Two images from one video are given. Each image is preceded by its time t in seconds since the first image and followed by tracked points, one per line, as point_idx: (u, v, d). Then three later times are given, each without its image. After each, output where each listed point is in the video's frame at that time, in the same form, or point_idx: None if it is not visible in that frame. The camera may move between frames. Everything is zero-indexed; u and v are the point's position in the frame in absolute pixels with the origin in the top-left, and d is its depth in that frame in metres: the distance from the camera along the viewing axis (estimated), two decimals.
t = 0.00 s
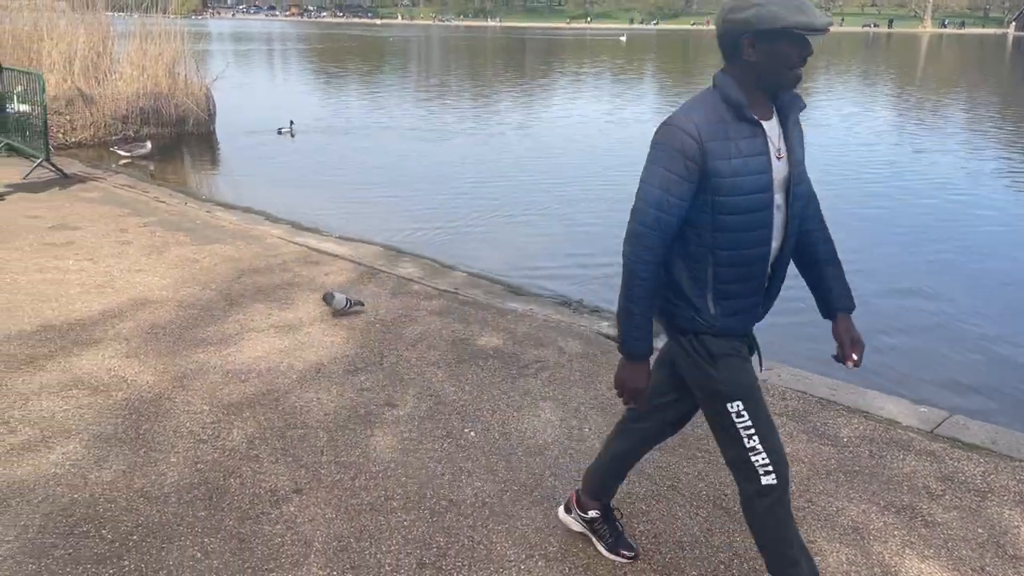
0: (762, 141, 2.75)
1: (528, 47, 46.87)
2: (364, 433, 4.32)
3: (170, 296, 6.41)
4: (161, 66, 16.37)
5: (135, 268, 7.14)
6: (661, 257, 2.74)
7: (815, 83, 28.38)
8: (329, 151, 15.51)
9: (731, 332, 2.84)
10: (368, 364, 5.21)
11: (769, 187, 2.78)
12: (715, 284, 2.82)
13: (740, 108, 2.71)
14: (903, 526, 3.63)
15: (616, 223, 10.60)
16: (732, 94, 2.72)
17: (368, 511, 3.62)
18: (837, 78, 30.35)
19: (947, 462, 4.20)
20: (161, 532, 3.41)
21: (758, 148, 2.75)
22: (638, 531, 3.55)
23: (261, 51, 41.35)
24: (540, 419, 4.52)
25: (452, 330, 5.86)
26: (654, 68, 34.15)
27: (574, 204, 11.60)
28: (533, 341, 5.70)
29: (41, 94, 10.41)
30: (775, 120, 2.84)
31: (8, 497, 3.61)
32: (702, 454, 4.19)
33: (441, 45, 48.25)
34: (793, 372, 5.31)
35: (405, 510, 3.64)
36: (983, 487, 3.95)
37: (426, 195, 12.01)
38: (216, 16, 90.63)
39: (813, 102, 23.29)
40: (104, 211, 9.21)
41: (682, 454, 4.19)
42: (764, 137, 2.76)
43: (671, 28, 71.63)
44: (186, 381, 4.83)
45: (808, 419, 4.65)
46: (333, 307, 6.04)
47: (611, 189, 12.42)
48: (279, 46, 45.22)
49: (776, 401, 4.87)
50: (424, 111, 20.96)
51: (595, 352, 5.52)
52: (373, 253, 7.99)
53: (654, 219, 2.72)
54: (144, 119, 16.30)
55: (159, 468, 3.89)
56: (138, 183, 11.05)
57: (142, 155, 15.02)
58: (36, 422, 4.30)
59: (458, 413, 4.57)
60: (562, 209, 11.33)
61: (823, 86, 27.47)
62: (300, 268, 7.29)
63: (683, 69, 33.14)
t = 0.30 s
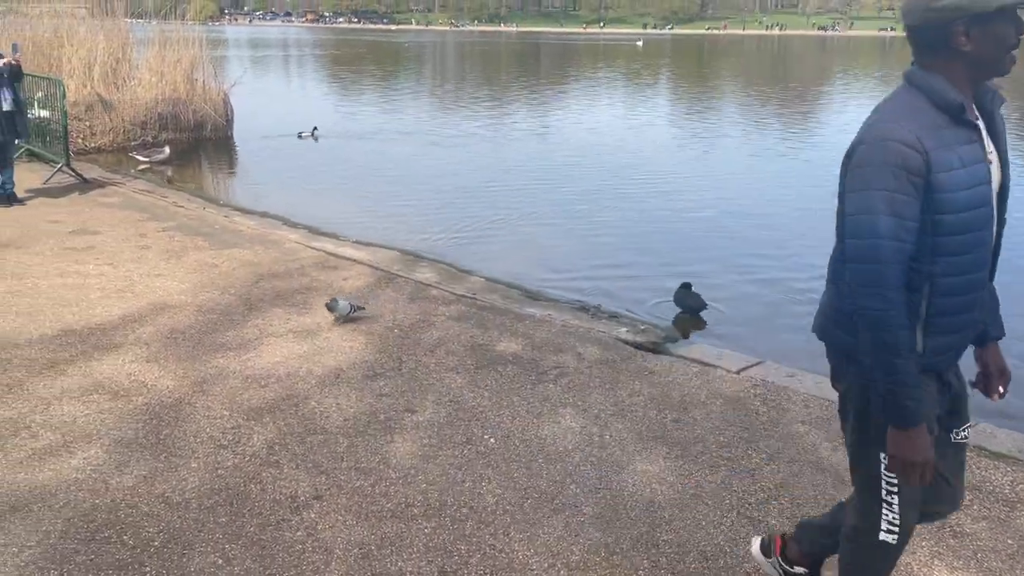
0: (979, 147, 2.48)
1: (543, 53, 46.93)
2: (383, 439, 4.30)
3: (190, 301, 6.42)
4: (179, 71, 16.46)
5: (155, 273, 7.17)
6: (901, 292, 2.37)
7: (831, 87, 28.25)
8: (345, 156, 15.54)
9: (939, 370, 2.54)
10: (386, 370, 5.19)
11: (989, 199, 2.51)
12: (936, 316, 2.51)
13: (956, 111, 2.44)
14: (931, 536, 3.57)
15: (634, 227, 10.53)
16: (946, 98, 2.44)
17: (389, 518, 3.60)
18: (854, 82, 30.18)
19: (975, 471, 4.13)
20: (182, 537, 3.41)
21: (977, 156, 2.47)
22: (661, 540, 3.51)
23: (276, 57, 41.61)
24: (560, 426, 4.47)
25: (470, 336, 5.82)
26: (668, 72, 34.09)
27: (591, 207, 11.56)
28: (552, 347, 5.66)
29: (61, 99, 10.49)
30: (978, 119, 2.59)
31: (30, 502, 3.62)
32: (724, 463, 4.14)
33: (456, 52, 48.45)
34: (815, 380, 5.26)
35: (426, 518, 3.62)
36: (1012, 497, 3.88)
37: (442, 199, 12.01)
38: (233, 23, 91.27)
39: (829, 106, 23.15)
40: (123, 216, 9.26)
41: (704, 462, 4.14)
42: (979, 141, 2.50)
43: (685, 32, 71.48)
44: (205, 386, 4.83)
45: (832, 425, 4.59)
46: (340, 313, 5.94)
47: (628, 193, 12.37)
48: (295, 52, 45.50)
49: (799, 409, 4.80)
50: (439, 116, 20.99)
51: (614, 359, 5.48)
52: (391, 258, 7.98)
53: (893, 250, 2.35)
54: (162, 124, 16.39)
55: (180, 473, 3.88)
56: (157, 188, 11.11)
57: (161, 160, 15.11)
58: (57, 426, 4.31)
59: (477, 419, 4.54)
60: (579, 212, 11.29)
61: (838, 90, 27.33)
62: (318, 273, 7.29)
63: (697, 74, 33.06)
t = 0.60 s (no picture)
0: None
1: (554, 60, 46.94)
2: (396, 451, 4.25)
3: (203, 310, 6.39)
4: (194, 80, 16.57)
5: (169, 281, 7.16)
6: None
7: (845, 93, 28.07)
8: (358, 164, 15.54)
9: None
10: (399, 380, 5.13)
11: None
12: None
13: None
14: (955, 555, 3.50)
15: (648, 234, 10.44)
16: None
17: (402, 533, 3.56)
18: (866, 88, 30.02)
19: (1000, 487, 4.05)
20: (193, 553, 3.38)
21: None
22: (679, 557, 3.45)
23: (290, 65, 41.85)
24: (574, 438, 4.40)
25: (484, 345, 5.75)
26: (680, 79, 34.04)
27: (605, 214, 11.49)
28: (566, 356, 5.57)
29: (77, 108, 10.54)
30: None
31: (42, 516, 3.62)
32: (743, 477, 4.06)
33: (468, 59, 48.58)
34: (833, 393, 5.15)
35: (440, 533, 3.57)
36: None
37: (455, 207, 11.96)
38: (247, 31, 91.90)
39: (843, 112, 22.98)
40: (138, 224, 9.28)
41: (722, 476, 4.07)
42: None
43: (698, 39, 71.35)
44: (218, 397, 4.80)
45: (853, 439, 4.50)
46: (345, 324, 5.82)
47: (641, 200, 12.29)
48: (307, 59, 45.74)
49: (818, 421, 4.71)
50: (451, 123, 20.97)
51: (629, 369, 5.37)
52: (404, 266, 7.94)
53: None
54: (177, 132, 16.46)
55: (192, 486, 3.86)
56: (171, 195, 11.14)
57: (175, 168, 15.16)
58: (70, 437, 4.30)
59: (491, 430, 4.47)
60: (593, 219, 11.23)
61: (852, 96, 27.18)
62: (331, 281, 7.26)
63: (710, 80, 32.97)
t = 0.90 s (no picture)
0: None
1: (561, 66, 46.88)
2: (401, 469, 4.16)
3: (206, 321, 6.31)
4: (201, 87, 16.53)
5: (173, 292, 7.09)
6: None
7: (853, 100, 27.95)
8: (364, 171, 15.45)
9: None
10: (404, 394, 5.03)
11: None
12: None
13: None
14: None
15: (657, 242, 10.33)
16: None
17: (406, 556, 3.47)
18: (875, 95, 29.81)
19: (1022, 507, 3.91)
20: None
21: None
22: None
23: (297, 72, 41.90)
24: (583, 456, 4.29)
25: (490, 358, 5.63)
26: (688, 85, 33.90)
27: (612, 222, 11.38)
28: (575, 370, 5.45)
29: (83, 116, 10.50)
30: None
31: (38, 537, 3.54)
32: (757, 497, 3.94)
33: (475, 65, 48.54)
34: (848, 408, 5.03)
35: (445, 556, 3.48)
36: None
37: (462, 215, 11.87)
38: (255, 38, 92.16)
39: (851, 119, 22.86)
40: (143, 233, 9.21)
41: (735, 496, 3.95)
42: None
43: (705, 45, 71.25)
44: (220, 413, 4.71)
45: (869, 457, 4.37)
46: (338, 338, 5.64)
47: (650, 207, 12.17)
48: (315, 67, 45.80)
49: (833, 437, 4.58)
50: (457, 130, 20.91)
51: (639, 382, 5.25)
52: (410, 276, 7.84)
53: None
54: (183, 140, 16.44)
55: (191, 506, 3.78)
56: (177, 204, 11.08)
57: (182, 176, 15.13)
58: (69, 454, 4.21)
59: (498, 448, 4.36)
60: (600, 227, 11.11)
61: (859, 103, 27.05)
62: (337, 292, 7.17)
63: (718, 86, 32.83)
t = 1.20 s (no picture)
0: None
1: (566, 72, 46.88)
2: (405, 482, 4.10)
3: (209, 329, 6.26)
4: (205, 93, 16.54)
5: (176, 299, 7.05)
6: None
7: (858, 106, 27.89)
8: (368, 177, 15.42)
9: None
10: (408, 404, 4.97)
11: None
12: None
13: None
14: None
15: (662, 249, 10.27)
16: None
17: (409, 571, 3.41)
18: (880, 102, 29.72)
19: None
20: None
21: None
22: None
23: (302, 78, 41.97)
24: (589, 468, 4.22)
25: (495, 368, 5.56)
26: (692, 91, 33.86)
27: (617, 228, 11.32)
28: (580, 380, 5.38)
29: (87, 123, 10.48)
30: None
31: (37, 551, 3.50)
32: (766, 511, 3.87)
33: (480, 71, 48.55)
34: (858, 418, 4.94)
35: (449, 571, 3.43)
36: None
37: (466, 221, 11.82)
38: (261, 45, 92.46)
39: (857, 126, 22.78)
40: (147, 240, 9.18)
41: (744, 510, 3.88)
42: None
43: (709, 51, 71.26)
44: (222, 423, 4.66)
45: (879, 469, 4.29)
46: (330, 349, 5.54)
47: (655, 214, 12.11)
48: (320, 73, 45.89)
49: (843, 448, 4.50)
50: (462, 136, 20.89)
51: (645, 393, 5.17)
52: (413, 283, 7.79)
53: None
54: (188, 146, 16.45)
55: (192, 519, 3.74)
56: (181, 210, 11.05)
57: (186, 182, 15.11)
58: (69, 466, 4.17)
59: (503, 459, 4.30)
60: (605, 233, 11.05)
61: (865, 109, 26.97)
62: (341, 300, 7.13)
63: (722, 93, 32.79)
